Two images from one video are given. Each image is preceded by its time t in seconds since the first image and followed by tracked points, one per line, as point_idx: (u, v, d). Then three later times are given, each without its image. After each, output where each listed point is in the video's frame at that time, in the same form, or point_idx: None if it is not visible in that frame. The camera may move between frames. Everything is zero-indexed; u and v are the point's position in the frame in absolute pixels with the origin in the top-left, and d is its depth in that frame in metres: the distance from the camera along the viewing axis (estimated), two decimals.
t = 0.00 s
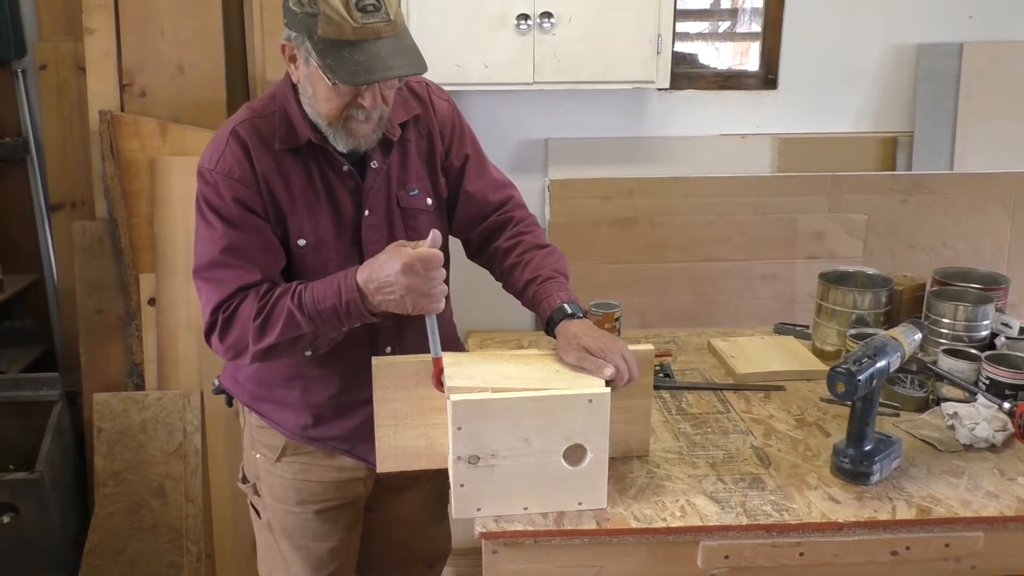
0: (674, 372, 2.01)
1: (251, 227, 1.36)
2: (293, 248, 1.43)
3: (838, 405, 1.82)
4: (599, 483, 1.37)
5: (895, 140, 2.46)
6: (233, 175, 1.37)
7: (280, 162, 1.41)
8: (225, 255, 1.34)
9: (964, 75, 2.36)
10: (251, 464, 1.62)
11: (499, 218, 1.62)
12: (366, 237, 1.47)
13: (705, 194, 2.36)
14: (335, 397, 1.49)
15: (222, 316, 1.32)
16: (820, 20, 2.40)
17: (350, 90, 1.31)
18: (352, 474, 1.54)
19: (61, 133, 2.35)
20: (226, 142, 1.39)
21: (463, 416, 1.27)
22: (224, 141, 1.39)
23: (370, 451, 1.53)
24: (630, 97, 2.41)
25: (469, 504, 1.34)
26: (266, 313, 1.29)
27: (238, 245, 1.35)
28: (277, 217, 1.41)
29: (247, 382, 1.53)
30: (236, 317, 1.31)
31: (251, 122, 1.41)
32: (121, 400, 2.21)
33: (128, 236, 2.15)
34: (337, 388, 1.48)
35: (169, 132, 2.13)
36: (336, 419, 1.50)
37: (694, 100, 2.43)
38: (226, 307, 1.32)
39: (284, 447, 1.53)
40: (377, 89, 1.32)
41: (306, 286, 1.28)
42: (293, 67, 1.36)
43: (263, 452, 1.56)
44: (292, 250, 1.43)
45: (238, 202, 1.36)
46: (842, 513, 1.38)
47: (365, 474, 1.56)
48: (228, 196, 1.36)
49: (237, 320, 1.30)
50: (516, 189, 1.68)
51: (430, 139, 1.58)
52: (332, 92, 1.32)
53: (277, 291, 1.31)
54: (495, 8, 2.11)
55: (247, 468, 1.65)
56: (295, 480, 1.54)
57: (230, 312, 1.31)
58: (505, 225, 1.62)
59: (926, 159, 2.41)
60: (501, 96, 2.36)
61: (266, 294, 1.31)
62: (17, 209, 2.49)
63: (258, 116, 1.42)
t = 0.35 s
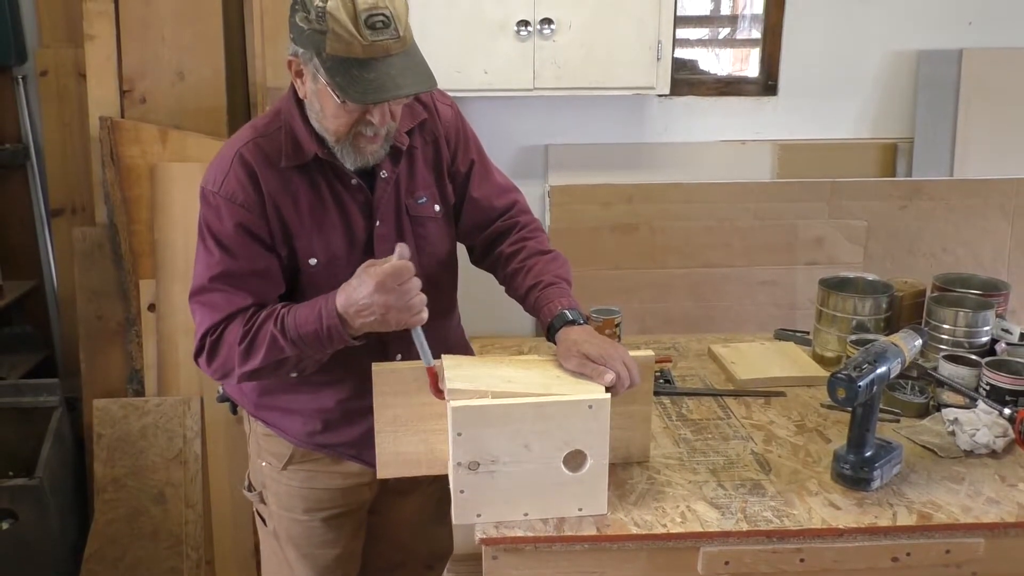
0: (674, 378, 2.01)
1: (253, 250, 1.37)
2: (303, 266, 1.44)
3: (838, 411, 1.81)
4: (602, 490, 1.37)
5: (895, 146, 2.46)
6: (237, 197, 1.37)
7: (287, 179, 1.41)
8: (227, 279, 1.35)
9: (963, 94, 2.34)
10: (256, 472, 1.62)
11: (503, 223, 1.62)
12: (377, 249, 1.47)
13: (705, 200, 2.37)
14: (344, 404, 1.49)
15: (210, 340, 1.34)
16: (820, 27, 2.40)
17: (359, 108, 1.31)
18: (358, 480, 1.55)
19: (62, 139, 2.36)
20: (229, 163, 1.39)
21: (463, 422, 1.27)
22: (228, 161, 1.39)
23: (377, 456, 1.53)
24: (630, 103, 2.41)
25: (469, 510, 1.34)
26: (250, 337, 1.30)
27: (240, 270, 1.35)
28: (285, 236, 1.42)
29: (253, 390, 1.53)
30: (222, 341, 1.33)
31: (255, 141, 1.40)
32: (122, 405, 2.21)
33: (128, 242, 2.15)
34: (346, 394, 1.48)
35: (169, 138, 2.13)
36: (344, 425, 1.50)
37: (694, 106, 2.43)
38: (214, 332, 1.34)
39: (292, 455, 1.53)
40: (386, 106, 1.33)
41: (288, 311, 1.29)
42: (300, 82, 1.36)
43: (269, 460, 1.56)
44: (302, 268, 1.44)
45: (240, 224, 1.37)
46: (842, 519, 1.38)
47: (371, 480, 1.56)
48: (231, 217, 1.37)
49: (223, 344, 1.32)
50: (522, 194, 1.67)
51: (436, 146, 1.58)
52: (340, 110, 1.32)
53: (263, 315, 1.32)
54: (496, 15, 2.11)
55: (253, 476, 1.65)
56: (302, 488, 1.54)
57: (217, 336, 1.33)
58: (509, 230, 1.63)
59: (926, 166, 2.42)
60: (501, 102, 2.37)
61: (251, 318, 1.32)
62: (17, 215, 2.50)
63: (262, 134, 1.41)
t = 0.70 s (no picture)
0: (674, 381, 2.01)
1: (242, 267, 1.39)
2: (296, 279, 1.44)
3: (839, 414, 1.81)
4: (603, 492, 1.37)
5: (894, 150, 2.45)
6: (226, 212, 1.38)
7: (277, 193, 1.41)
8: (217, 295, 1.37)
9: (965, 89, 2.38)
10: (256, 478, 1.63)
11: (501, 226, 1.63)
12: (373, 255, 1.48)
13: (705, 202, 2.37)
14: (344, 409, 1.49)
15: (199, 355, 1.38)
16: (819, 29, 2.41)
17: (352, 117, 1.30)
18: (357, 485, 1.55)
19: (62, 141, 2.36)
20: (220, 179, 1.40)
21: (463, 424, 1.27)
22: (218, 176, 1.40)
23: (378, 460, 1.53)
24: (630, 106, 2.42)
25: (470, 512, 1.34)
26: (233, 358, 1.33)
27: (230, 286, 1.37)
28: (276, 250, 1.42)
29: (251, 395, 1.53)
30: (208, 358, 1.36)
31: (245, 155, 1.41)
32: (122, 408, 2.21)
33: (128, 244, 2.15)
34: (346, 399, 1.49)
35: (170, 140, 2.13)
36: (343, 430, 1.50)
37: (695, 109, 2.44)
38: (202, 348, 1.37)
39: (290, 461, 1.53)
40: (378, 115, 1.32)
41: (267, 335, 1.30)
42: (293, 89, 1.36)
43: (268, 466, 1.56)
44: (295, 280, 1.44)
45: (230, 241, 1.38)
46: (843, 521, 1.38)
47: (370, 485, 1.56)
48: (220, 233, 1.38)
49: (209, 362, 1.35)
50: (520, 196, 1.67)
51: (433, 150, 1.58)
52: (333, 118, 1.31)
53: (246, 334, 1.34)
54: (496, 17, 2.11)
55: (252, 480, 1.65)
56: (301, 494, 1.54)
57: (204, 354, 1.37)
58: (509, 232, 1.63)
59: (926, 168, 2.42)
60: (501, 104, 2.37)
61: (235, 337, 1.35)
62: (17, 218, 2.50)
63: (252, 147, 1.42)
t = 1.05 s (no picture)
0: (674, 381, 2.01)
1: (237, 256, 1.38)
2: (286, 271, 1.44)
3: (839, 415, 1.81)
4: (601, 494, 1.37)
5: (895, 149, 2.46)
6: (221, 202, 1.38)
7: (269, 184, 1.41)
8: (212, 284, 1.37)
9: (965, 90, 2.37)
10: (249, 478, 1.64)
11: (495, 228, 1.63)
12: (361, 251, 1.48)
13: (706, 203, 2.37)
14: (334, 411, 1.49)
15: (222, 347, 1.35)
16: (820, 30, 2.41)
17: (335, 104, 1.30)
18: (349, 487, 1.55)
19: (63, 142, 2.36)
20: (215, 168, 1.40)
21: (464, 425, 1.27)
22: (212, 167, 1.41)
23: (369, 463, 1.53)
24: (630, 107, 2.42)
25: (470, 513, 1.34)
26: (264, 342, 1.32)
27: (224, 275, 1.37)
28: (267, 241, 1.42)
29: (244, 396, 1.54)
30: (236, 347, 1.34)
31: (237, 146, 1.41)
32: (122, 409, 2.21)
33: (129, 245, 2.16)
34: (335, 402, 1.48)
35: (170, 142, 2.13)
36: (333, 432, 1.50)
37: (695, 109, 2.44)
38: (227, 338, 1.35)
39: (282, 461, 1.54)
40: (362, 102, 1.32)
41: (301, 315, 1.30)
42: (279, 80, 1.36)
43: (261, 466, 1.57)
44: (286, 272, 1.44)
45: (225, 230, 1.38)
46: (843, 522, 1.38)
47: (362, 487, 1.56)
48: (216, 223, 1.38)
49: (237, 350, 1.33)
50: (513, 198, 1.67)
51: (425, 149, 1.58)
52: (317, 106, 1.31)
53: (273, 319, 1.33)
54: (496, 18, 2.11)
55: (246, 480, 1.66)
56: (293, 494, 1.55)
57: (228, 344, 1.35)
58: (503, 234, 1.62)
59: (926, 169, 2.42)
60: (502, 105, 2.38)
61: (263, 322, 1.34)
62: (17, 219, 2.50)
63: (245, 138, 1.42)
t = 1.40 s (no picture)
0: (675, 382, 2.00)
1: (227, 271, 1.39)
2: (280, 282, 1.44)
3: (839, 415, 1.81)
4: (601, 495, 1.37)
5: (895, 149, 2.48)
6: (211, 216, 1.39)
7: (261, 197, 1.41)
8: (200, 300, 1.38)
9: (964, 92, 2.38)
10: (245, 477, 1.64)
11: (493, 228, 1.62)
12: (356, 259, 1.48)
13: (706, 204, 2.37)
14: (330, 413, 1.49)
15: (206, 362, 1.37)
16: (820, 32, 2.41)
17: (326, 121, 1.30)
18: (344, 486, 1.55)
19: (63, 143, 2.36)
20: (205, 183, 1.41)
21: (463, 426, 1.27)
22: (204, 180, 1.41)
23: (363, 463, 1.53)
24: (630, 108, 2.42)
25: (470, 514, 1.34)
26: (243, 360, 1.32)
27: (213, 290, 1.38)
28: (260, 253, 1.43)
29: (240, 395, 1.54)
30: (217, 362, 1.36)
31: (228, 158, 1.41)
32: (122, 410, 2.21)
33: (129, 246, 2.15)
34: (331, 403, 1.48)
35: (170, 142, 2.13)
36: (329, 433, 1.50)
37: (695, 110, 2.44)
38: (209, 354, 1.37)
39: (278, 460, 1.54)
40: (354, 117, 1.32)
41: (278, 334, 1.30)
42: (269, 94, 1.36)
43: (257, 465, 1.58)
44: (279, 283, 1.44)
45: (216, 244, 1.39)
46: (843, 523, 1.38)
47: (358, 486, 1.56)
48: (207, 237, 1.39)
49: (218, 367, 1.35)
50: (512, 198, 1.67)
51: (420, 153, 1.57)
52: (308, 122, 1.31)
53: (254, 336, 1.34)
54: (496, 19, 2.11)
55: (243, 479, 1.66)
56: (287, 493, 1.55)
57: (212, 359, 1.36)
58: (502, 235, 1.62)
59: (925, 170, 2.43)
60: (502, 106, 2.38)
61: (243, 339, 1.35)
62: (17, 220, 2.50)
63: (236, 149, 1.42)
